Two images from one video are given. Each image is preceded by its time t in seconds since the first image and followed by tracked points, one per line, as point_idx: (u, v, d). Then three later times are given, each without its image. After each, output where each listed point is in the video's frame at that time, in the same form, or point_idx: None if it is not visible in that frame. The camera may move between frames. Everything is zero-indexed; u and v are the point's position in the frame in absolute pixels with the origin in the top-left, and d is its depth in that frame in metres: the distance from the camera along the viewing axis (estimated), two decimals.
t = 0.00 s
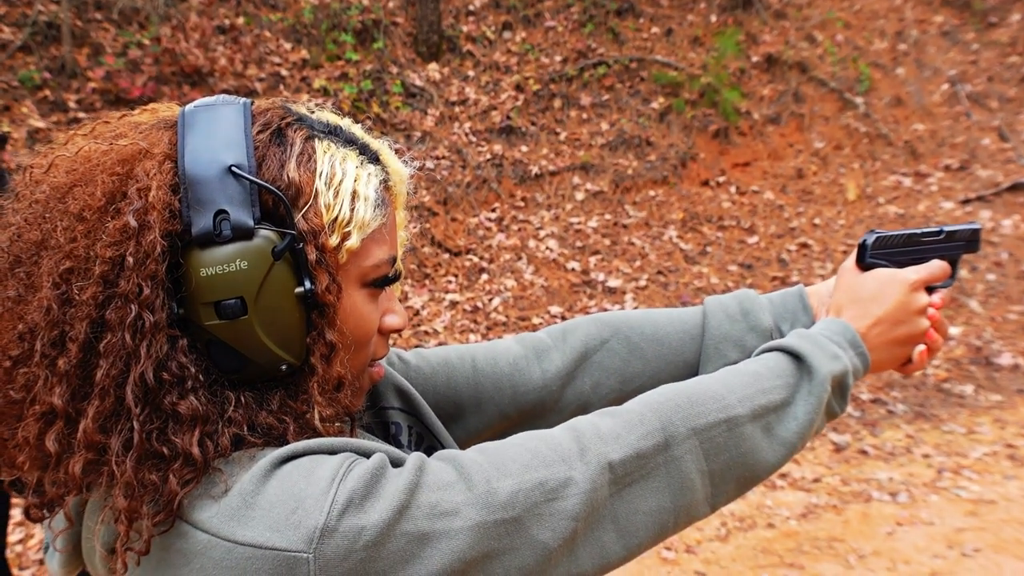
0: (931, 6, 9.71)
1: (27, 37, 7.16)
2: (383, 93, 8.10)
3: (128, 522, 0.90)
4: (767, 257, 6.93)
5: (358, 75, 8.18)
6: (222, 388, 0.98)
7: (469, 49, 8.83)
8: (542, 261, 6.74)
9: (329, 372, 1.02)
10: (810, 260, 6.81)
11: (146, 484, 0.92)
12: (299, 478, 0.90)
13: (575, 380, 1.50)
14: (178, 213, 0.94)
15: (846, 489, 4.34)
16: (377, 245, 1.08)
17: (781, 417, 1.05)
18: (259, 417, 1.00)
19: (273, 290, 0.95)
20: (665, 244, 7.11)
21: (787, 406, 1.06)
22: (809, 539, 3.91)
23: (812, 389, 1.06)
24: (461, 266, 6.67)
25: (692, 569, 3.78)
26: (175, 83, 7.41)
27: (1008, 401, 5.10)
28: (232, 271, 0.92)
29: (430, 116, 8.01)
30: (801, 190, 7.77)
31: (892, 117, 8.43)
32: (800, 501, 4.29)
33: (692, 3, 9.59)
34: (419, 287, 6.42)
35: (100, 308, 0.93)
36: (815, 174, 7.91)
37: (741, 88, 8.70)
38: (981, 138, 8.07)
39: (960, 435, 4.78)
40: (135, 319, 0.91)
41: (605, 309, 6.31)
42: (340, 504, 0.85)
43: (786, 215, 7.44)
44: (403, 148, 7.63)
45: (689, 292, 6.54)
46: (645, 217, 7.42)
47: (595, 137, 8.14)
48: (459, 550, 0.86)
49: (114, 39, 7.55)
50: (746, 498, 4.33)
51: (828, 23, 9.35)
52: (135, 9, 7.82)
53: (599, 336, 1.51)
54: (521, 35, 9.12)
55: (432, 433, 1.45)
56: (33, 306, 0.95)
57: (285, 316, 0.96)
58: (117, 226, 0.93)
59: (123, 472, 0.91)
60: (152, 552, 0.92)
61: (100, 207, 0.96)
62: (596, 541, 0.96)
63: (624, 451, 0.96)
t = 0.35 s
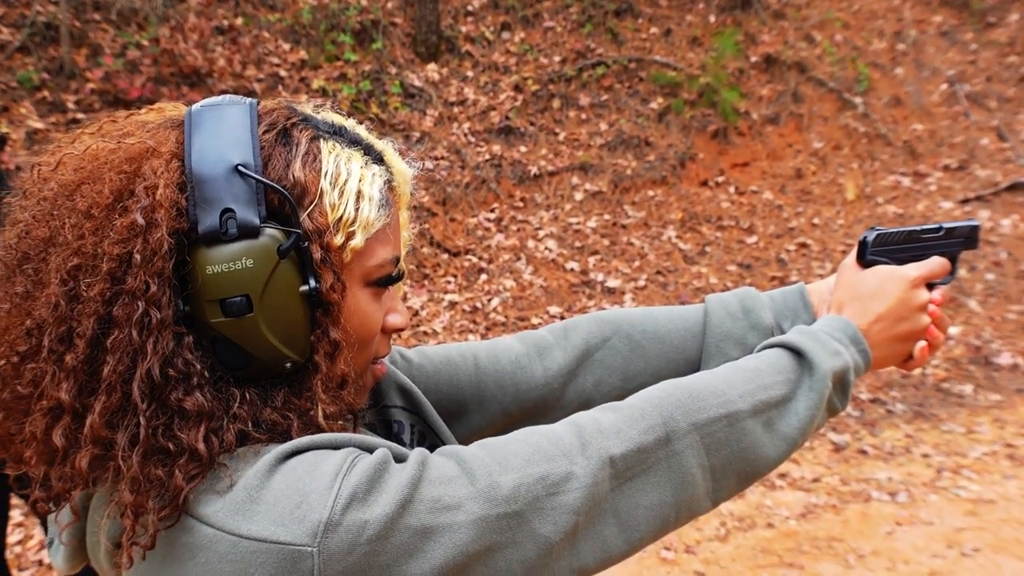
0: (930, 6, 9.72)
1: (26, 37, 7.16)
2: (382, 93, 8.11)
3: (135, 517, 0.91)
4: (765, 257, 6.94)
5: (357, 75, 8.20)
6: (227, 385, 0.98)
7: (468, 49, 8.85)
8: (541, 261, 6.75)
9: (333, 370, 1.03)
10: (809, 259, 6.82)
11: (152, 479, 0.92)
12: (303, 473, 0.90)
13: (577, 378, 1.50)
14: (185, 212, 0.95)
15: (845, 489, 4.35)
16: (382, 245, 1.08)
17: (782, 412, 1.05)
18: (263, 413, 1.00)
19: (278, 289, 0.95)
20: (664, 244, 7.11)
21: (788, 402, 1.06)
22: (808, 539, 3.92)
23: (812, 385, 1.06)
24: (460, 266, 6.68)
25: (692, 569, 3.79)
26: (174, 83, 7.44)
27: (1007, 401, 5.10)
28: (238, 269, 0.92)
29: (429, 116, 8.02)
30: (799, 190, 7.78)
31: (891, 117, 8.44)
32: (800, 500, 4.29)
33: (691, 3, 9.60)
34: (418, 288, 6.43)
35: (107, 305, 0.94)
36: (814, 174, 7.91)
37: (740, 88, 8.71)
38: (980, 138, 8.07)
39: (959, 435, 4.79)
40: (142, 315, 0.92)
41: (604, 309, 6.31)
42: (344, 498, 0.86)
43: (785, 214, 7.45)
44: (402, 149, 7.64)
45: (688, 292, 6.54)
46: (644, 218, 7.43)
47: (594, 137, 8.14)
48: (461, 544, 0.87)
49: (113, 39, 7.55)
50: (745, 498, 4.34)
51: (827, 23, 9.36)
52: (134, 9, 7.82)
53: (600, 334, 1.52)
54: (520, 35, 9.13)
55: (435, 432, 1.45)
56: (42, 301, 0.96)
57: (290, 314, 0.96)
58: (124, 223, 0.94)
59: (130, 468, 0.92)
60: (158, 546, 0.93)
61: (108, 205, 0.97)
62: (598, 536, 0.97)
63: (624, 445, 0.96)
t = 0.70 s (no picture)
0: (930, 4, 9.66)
1: (26, 36, 7.11)
2: (382, 92, 8.09)
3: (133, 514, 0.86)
4: (765, 257, 6.89)
5: (357, 74, 8.16)
6: (222, 385, 0.94)
7: (468, 48, 8.80)
8: (541, 260, 6.70)
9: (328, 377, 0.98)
10: (810, 256, 6.76)
11: (151, 476, 0.88)
12: (303, 461, 0.86)
13: (571, 361, 1.46)
14: (191, 210, 0.89)
15: (846, 488, 4.30)
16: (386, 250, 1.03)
17: (777, 389, 0.99)
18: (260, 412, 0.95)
19: (276, 295, 0.90)
20: (664, 243, 7.06)
21: (786, 377, 0.99)
22: (808, 538, 3.86)
23: (810, 364, 1.00)
24: (460, 265, 6.64)
25: (691, 567, 3.74)
26: (174, 82, 7.41)
27: (1007, 400, 5.05)
28: (239, 271, 0.87)
29: (429, 115, 7.97)
30: (800, 189, 7.72)
31: (892, 115, 8.39)
32: (800, 499, 4.24)
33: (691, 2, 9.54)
34: (417, 287, 6.38)
35: (112, 302, 0.89)
36: (813, 174, 7.86)
37: (741, 87, 8.65)
38: (980, 136, 8.02)
39: (959, 434, 4.74)
40: (146, 312, 0.87)
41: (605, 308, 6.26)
42: (343, 485, 0.83)
43: (786, 213, 7.39)
44: (402, 147, 7.60)
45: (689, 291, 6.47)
46: (644, 216, 7.38)
47: (594, 135, 8.09)
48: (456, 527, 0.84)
49: (113, 38, 7.50)
50: (745, 497, 4.28)
51: (827, 22, 9.29)
52: (133, 8, 7.75)
53: (595, 317, 1.48)
54: (520, 34, 9.08)
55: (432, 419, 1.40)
56: (45, 296, 0.91)
57: (286, 321, 0.91)
58: (131, 218, 0.89)
59: (131, 465, 0.87)
60: (154, 544, 0.89)
61: (114, 201, 0.92)
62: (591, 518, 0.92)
63: (620, 425, 0.91)
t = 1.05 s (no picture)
0: (928, 7, 9.75)
1: (24, 37, 7.20)
2: (381, 94, 8.18)
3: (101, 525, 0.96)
4: (765, 258, 6.96)
5: (356, 75, 8.27)
6: (195, 390, 1.02)
7: (467, 50, 8.90)
8: (541, 261, 6.78)
9: (305, 375, 1.08)
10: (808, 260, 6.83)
11: (118, 486, 0.96)
12: (274, 470, 0.94)
13: (560, 365, 1.54)
14: (155, 217, 0.98)
15: (844, 490, 4.39)
16: (356, 243, 1.12)
17: (756, 382, 1.07)
18: (231, 415, 1.04)
19: (246, 294, 0.99)
20: (662, 245, 7.15)
21: (762, 370, 1.08)
22: (807, 540, 3.95)
23: (788, 358, 1.08)
24: (459, 266, 6.72)
25: (690, 569, 3.82)
26: (172, 83, 7.47)
27: (1006, 402, 5.13)
28: (206, 275, 0.96)
29: (428, 116, 8.07)
30: (799, 192, 7.78)
31: (890, 118, 8.46)
32: (799, 501, 4.32)
33: (690, 4, 9.62)
34: (417, 288, 6.48)
35: (77, 312, 0.97)
36: (813, 175, 7.92)
37: (739, 89, 8.72)
38: (979, 139, 8.10)
39: (958, 436, 4.83)
40: (111, 322, 0.95)
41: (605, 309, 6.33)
42: (317, 493, 0.90)
43: (784, 215, 7.47)
44: (401, 148, 7.70)
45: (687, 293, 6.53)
46: (643, 218, 7.46)
47: (593, 137, 8.18)
48: (436, 529, 0.91)
49: (111, 39, 7.58)
50: (743, 499, 4.37)
51: (826, 24, 9.37)
52: (133, 9, 7.84)
53: (582, 323, 1.56)
54: (519, 36, 9.17)
55: (416, 421, 1.48)
56: (11, 308, 0.99)
57: (259, 318, 1.01)
58: (93, 230, 0.97)
59: (98, 474, 0.96)
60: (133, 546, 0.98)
61: (77, 212, 1.00)
62: (576, 515, 1.00)
63: (594, 424, 0.99)
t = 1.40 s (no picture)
0: (932, 11, 9.72)
1: (27, 37, 7.18)
2: (383, 96, 8.14)
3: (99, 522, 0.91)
4: (767, 261, 6.91)
5: (359, 77, 8.22)
6: (198, 392, 0.97)
7: (470, 52, 8.86)
8: (542, 264, 6.72)
9: (309, 375, 1.02)
10: (812, 264, 6.80)
11: (118, 484, 0.91)
12: (271, 482, 0.89)
13: (563, 387, 1.46)
14: (156, 217, 0.93)
15: (845, 494, 4.33)
16: (358, 245, 1.07)
17: (759, 416, 1.01)
18: (233, 422, 0.99)
19: (250, 294, 0.93)
20: (665, 248, 7.09)
21: (766, 405, 1.02)
22: (808, 544, 3.89)
23: (792, 392, 1.02)
24: (460, 269, 6.66)
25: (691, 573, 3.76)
26: (175, 84, 7.43)
27: (1007, 407, 5.08)
28: (209, 274, 0.90)
29: (430, 118, 8.02)
30: (801, 195, 7.72)
31: (893, 121, 8.40)
32: (800, 505, 4.26)
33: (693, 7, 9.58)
34: (419, 290, 6.44)
35: (80, 310, 0.93)
36: (814, 179, 7.87)
37: (742, 93, 8.64)
38: (981, 143, 8.06)
39: (959, 441, 4.77)
40: (113, 320, 0.91)
41: (606, 312, 6.28)
42: (312, 508, 0.85)
43: (787, 218, 7.41)
44: (403, 151, 7.66)
45: (689, 296, 6.48)
46: (645, 221, 7.40)
47: (595, 140, 8.12)
48: (428, 553, 0.86)
49: (114, 40, 7.57)
50: (745, 502, 4.30)
51: (829, 28, 9.32)
52: (136, 10, 7.86)
53: (587, 345, 1.48)
54: (521, 38, 9.13)
55: (419, 437, 1.41)
56: (15, 309, 0.96)
57: (261, 317, 0.95)
58: (96, 229, 0.93)
59: (99, 470, 0.91)
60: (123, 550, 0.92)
61: (80, 212, 0.96)
62: (571, 545, 0.94)
63: (592, 452, 0.94)
